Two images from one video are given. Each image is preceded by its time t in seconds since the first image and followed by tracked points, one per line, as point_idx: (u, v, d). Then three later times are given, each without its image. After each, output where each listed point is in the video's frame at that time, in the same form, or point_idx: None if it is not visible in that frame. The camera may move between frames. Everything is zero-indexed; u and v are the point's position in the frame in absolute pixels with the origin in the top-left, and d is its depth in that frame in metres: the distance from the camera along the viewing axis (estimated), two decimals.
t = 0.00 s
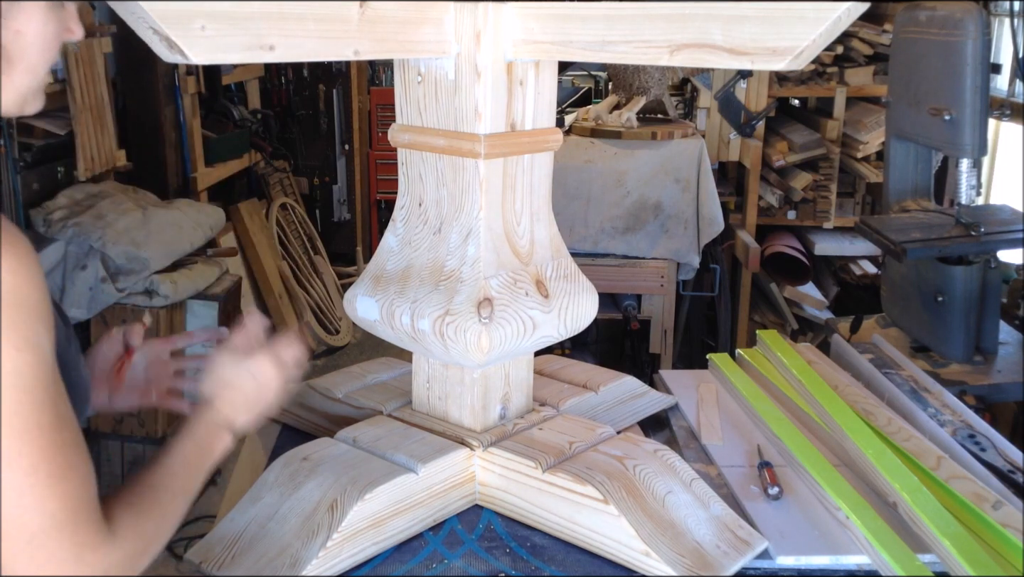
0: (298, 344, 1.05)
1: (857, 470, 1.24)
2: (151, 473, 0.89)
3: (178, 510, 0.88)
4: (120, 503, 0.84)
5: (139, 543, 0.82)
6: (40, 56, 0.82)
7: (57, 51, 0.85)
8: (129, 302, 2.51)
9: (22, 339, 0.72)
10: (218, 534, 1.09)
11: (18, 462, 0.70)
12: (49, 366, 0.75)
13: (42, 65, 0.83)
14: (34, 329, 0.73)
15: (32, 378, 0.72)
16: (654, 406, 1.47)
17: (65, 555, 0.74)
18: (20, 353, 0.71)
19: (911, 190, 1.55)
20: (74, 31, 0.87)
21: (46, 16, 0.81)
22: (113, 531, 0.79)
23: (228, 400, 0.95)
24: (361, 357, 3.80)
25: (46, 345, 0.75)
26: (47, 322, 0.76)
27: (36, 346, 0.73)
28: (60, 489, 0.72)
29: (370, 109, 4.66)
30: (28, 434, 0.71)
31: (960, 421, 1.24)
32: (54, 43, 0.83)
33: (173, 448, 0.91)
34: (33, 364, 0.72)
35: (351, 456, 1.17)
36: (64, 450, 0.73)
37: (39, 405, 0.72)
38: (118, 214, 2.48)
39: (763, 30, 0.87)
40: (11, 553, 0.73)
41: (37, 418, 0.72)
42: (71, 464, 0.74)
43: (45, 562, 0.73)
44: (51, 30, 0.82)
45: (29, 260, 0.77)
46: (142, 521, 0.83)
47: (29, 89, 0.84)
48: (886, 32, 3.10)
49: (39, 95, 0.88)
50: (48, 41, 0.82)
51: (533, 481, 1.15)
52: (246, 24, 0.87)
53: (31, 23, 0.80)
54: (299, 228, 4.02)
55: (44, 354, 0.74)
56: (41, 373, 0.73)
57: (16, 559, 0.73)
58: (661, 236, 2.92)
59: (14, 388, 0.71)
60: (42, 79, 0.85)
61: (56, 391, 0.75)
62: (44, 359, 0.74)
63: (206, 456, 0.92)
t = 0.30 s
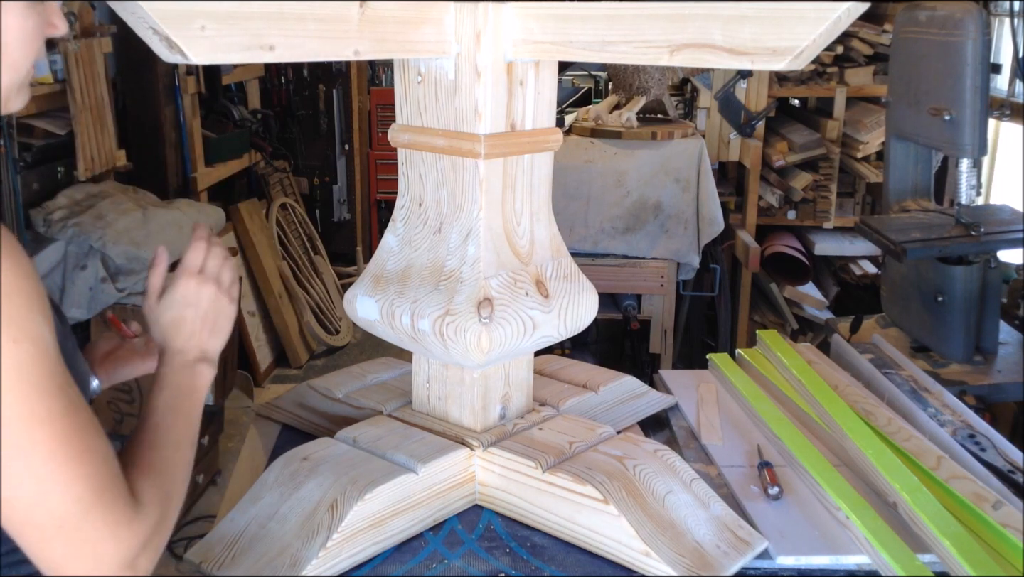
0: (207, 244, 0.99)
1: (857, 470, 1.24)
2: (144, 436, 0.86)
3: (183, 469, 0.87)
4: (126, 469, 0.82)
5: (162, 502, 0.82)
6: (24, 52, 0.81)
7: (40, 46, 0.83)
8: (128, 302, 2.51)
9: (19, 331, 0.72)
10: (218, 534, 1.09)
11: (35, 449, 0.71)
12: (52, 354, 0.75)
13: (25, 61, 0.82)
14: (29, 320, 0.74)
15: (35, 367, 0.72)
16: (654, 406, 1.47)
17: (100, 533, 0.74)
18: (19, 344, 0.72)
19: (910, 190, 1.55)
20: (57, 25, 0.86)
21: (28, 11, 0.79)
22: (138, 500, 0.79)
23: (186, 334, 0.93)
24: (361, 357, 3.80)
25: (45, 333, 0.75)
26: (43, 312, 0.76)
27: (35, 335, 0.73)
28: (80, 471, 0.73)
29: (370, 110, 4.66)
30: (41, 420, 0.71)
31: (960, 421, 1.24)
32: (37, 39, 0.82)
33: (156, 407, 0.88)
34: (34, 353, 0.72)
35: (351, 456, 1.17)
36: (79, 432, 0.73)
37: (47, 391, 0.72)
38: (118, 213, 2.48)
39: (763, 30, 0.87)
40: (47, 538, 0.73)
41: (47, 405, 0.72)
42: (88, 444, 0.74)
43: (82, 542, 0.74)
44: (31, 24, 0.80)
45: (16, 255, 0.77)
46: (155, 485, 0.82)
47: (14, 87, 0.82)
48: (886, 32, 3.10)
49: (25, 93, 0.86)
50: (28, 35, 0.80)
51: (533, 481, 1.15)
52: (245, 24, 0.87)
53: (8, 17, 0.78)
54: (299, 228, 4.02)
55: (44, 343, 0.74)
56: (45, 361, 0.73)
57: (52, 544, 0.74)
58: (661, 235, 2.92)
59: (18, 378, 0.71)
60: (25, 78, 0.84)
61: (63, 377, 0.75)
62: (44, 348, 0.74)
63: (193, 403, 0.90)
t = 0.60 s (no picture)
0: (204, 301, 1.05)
1: (857, 470, 1.24)
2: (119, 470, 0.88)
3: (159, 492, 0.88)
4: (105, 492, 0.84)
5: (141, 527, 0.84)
6: (38, 55, 0.82)
7: (54, 48, 0.84)
8: (128, 302, 2.50)
9: (10, 341, 0.73)
10: (218, 534, 1.09)
11: (19, 458, 0.72)
12: (42, 365, 0.76)
13: (39, 67, 0.83)
14: (22, 332, 0.75)
15: (24, 378, 0.73)
16: (654, 406, 1.47)
17: (78, 547, 0.75)
18: (10, 354, 0.73)
19: (911, 190, 1.55)
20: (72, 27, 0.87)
21: (41, 14, 0.80)
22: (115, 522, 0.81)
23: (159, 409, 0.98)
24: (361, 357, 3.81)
25: (36, 345, 0.76)
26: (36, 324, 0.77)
27: (26, 346, 0.74)
28: (64, 484, 0.74)
29: (370, 109, 4.66)
30: (27, 430, 0.72)
31: (960, 421, 1.24)
32: (51, 42, 0.83)
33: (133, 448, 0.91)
34: (24, 365, 0.74)
35: (351, 456, 1.17)
36: (63, 445, 0.75)
37: (34, 401, 0.73)
38: (117, 214, 2.48)
39: (763, 30, 0.87)
40: (24, 549, 0.74)
41: (34, 415, 0.73)
42: (72, 458, 0.75)
43: (58, 554, 0.74)
44: (46, 32, 0.81)
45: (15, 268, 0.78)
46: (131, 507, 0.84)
47: (30, 88, 0.84)
48: (886, 32, 3.10)
49: (40, 92, 0.87)
50: (42, 43, 0.81)
51: (533, 481, 1.15)
52: (246, 24, 0.87)
53: (24, 24, 0.79)
54: (299, 228, 4.02)
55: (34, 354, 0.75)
56: (34, 372, 0.74)
57: (27, 556, 0.74)
58: (661, 236, 2.92)
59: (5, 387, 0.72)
60: (40, 79, 0.85)
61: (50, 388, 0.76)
62: (34, 360, 0.75)
63: (166, 450, 0.93)
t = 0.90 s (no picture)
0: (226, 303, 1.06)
1: (857, 470, 1.24)
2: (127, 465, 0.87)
3: (167, 485, 0.87)
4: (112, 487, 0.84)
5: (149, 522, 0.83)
6: (46, 56, 0.82)
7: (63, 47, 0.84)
8: (128, 302, 2.50)
9: (13, 346, 0.73)
10: (218, 534, 1.09)
11: (26, 463, 0.72)
12: (46, 367, 0.76)
13: (47, 68, 0.83)
14: (25, 336, 0.74)
15: (28, 382, 0.73)
16: (654, 406, 1.47)
17: (86, 549, 0.75)
18: (13, 359, 0.73)
19: (910, 190, 1.55)
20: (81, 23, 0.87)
21: (50, 15, 0.80)
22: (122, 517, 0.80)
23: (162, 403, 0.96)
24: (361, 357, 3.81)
25: (39, 349, 0.76)
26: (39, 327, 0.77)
27: (28, 351, 0.74)
28: (71, 487, 0.74)
29: (370, 109, 4.66)
30: (32, 434, 0.72)
31: (960, 421, 1.24)
32: (59, 43, 0.83)
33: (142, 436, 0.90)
34: (27, 368, 0.73)
35: (350, 456, 1.17)
36: (67, 448, 0.74)
37: (40, 406, 0.73)
38: (117, 214, 2.48)
39: (763, 31, 0.87)
40: (34, 550, 0.74)
41: (39, 418, 0.73)
42: (79, 461, 0.75)
43: (68, 555, 0.75)
44: (54, 33, 0.81)
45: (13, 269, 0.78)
46: (136, 499, 0.83)
47: (38, 87, 0.84)
48: (886, 32, 3.10)
49: (50, 91, 0.87)
50: (51, 45, 0.81)
51: (533, 481, 1.15)
52: (245, 25, 0.87)
53: (33, 25, 0.79)
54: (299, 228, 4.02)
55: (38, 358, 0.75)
56: (37, 376, 0.74)
57: (37, 556, 0.75)
58: (661, 236, 2.92)
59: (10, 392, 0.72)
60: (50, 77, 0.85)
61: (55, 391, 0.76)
62: (37, 364, 0.75)
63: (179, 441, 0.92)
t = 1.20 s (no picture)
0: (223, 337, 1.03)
1: (857, 470, 1.24)
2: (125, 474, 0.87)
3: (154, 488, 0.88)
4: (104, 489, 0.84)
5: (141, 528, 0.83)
6: (32, 53, 0.80)
7: (48, 43, 0.82)
8: (128, 302, 2.50)
9: (16, 342, 0.73)
10: (218, 534, 1.09)
11: (30, 457, 0.72)
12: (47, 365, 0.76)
13: (34, 64, 0.81)
14: (27, 332, 0.75)
15: (33, 377, 0.73)
16: (654, 406, 1.47)
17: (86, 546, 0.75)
18: (17, 354, 0.73)
19: (910, 190, 1.55)
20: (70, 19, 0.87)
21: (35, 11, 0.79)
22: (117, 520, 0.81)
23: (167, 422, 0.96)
24: (361, 357, 3.81)
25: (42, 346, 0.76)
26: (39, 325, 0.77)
27: (31, 347, 0.74)
28: (73, 482, 0.74)
29: (370, 109, 4.65)
30: (35, 429, 0.72)
31: (960, 421, 1.24)
32: (46, 39, 0.82)
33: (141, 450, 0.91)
34: (32, 364, 0.74)
35: (350, 456, 1.17)
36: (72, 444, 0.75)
37: (43, 401, 0.74)
38: (117, 214, 2.48)
39: (763, 31, 0.87)
40: (33, 547, 0.74)
41: (42, 414, 0.73)
42: (80, 457, 0.75)
43: (71, 553, 0.74)
44: (39, 28, 0.80)
45: (14, 264, 0.78)
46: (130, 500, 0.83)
47: (27, 86, 0.82)
48: (886, 32, 3.10)
49: (38, 92, 0.86)
50: (36, 40, 0.80)
51: (533, 481, 1.15)
52: (245, 25, 0.87)
53: (16, 21, 0.78)
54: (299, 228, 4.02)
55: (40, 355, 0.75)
56: (42, 371, 0.75)
57: (39, 555, 0.74)
58: (661, 236, 2.92)
59: (14, 386, 0.72)
60: (37, 74, 0.84)
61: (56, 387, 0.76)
62: (40, 360, 0.75)
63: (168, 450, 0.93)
